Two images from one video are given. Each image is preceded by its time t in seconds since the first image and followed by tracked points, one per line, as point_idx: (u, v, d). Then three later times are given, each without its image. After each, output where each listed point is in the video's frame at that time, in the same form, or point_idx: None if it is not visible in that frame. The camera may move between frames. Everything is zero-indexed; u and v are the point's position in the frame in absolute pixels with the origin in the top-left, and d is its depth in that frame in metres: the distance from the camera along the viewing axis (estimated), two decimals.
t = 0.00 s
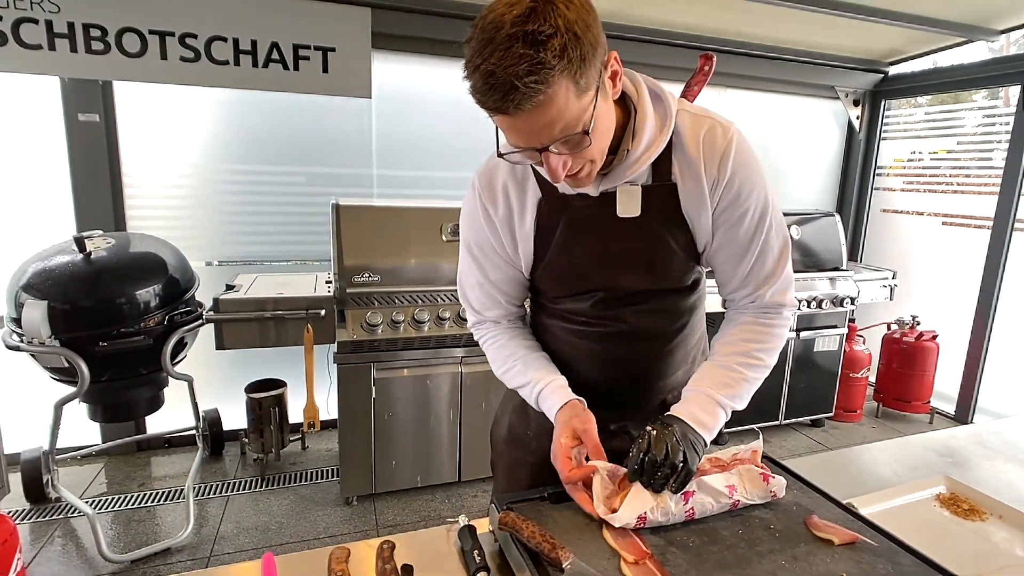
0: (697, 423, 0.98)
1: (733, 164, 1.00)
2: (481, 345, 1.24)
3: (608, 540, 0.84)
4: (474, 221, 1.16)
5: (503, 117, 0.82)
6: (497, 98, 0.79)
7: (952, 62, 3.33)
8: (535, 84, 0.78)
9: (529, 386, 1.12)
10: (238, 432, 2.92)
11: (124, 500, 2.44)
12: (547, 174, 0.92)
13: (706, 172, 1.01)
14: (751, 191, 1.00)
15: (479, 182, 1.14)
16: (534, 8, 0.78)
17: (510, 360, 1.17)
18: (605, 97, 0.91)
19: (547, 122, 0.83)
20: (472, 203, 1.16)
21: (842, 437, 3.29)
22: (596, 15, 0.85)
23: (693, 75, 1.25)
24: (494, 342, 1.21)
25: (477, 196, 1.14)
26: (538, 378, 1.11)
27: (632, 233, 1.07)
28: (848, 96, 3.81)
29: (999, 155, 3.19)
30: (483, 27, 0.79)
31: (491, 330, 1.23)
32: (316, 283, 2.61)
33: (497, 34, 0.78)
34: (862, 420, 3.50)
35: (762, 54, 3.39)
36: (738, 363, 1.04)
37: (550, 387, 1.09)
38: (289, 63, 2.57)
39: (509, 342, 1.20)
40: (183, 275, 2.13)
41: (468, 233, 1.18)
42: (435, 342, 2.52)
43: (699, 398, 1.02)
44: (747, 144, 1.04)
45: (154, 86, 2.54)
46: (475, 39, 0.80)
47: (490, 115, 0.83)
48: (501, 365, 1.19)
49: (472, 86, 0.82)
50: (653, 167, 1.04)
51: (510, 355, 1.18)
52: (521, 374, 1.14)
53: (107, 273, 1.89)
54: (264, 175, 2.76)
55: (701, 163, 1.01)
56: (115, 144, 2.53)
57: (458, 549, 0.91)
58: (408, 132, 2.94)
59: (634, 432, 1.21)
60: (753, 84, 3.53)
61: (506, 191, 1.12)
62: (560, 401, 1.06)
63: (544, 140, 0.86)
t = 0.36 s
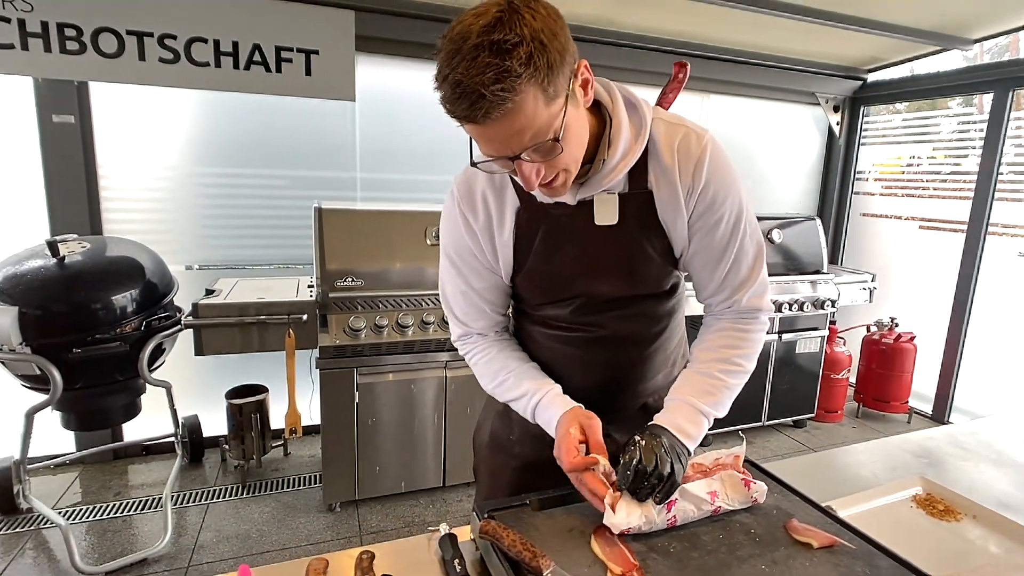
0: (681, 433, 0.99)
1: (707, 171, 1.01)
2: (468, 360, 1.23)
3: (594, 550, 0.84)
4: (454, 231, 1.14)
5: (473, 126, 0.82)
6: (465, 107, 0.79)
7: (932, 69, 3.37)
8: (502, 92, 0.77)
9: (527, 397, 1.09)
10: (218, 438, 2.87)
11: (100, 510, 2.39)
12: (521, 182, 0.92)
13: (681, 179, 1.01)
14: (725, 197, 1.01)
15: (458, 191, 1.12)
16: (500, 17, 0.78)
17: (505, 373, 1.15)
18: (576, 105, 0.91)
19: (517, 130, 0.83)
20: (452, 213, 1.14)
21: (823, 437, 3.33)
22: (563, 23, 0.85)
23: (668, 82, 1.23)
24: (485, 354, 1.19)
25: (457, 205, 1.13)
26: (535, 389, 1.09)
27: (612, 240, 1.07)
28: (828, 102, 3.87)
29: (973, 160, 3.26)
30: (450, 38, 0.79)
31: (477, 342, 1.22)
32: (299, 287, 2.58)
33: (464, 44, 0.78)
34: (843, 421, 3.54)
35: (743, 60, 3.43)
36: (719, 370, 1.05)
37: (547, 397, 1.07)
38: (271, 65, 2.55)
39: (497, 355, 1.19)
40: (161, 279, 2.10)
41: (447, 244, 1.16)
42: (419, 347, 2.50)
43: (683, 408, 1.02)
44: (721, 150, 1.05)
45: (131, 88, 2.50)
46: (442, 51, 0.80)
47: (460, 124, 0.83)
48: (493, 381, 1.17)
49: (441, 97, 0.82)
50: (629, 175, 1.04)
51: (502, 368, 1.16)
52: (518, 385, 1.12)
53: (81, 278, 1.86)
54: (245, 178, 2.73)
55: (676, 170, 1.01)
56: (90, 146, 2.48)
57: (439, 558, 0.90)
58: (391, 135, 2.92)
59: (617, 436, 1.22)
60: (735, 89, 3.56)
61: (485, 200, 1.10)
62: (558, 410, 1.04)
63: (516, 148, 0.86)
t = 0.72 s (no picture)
0: (670, 429, 0.98)
1: (690, 176, 1.02)
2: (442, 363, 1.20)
3: (576, 555, 0.83)
4: (436, 234, 1.13)
5: (466, 123, 0.81)
6: (459, 103, 0.78)
7: (901, 77, 3.46)
8: (497, 90, 0.77)
9: (492, 404, 1.08)
10: (196, 447, 2.82)
11: (72, 523, 2.33)
12: (509, 183, 0.92)
13: (664, 184, 1.02)
14: (706, 202, 1.02)
15: (441, 195, 1.12)
16: (495, 15, 0.78)
17: (472, 378, 1.14)
18: (565, 107, 0.92)
19: (510, 129, 0.82)
20: (435, 216, 1.14)
21: (803, 438, 3.37)
22: (555, 24, 0.86)
23: (649, 88, 1.25)
24: (455, 359, 1.18)
25: (439, 209, 1.12)
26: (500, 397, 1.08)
27: (593, 244, 1.07)
28: (805, 108, 3.94)
29: (945, 165, 3.34)
30: (443, 33, 0.78)
31: (451, 346, 1.19)
32: (278, 292, 2.55)
33: (459, 40, 0.77)
34: (822, 422, 3.59)
35: (723, 66, 3.47)
36: (704, 367, 1.05)
37: (514, 404, 1.06)
38: (250, 68, 2.53)
39: (472, 360, 1.16)
40: (136, 285, 2.06)
41: (428, 246, 1.15)
42: (401, 352, 2.49)
43: (672, 405, 1.02)
44: (703, 155, 1.06)
45: (104, 90, 2.45)
46: (434, 46, 0.79)
47: (452, 120, 0.82)
48: (463, 384, 1.15)
49: (432, 93, 0.81)
50: (613, 180, 1.05)
51: (471, 372, 1.15)
52: (482, 390, 1.10)
53: (52, 284, 1.81)
54: (223, 183, 2.69)
55: (659, 175, 1.02)
56: (62, 149, 2.43)
57: (420, 566, 0.89)
58: (372, 139, 2.90)
59: (599, 441, 1.21)
60: (714, 95, 3.61)
61: (468, 204, 1.10)
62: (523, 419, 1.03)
63: (507, 147, 0.86)
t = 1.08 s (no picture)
0: (658, 424, 0.96)
1: (682, 177, 1.04)
2: (431, 364, 1.16)
3: (564, 558, 0.83)
4: (430, 229, 1.12)
5: (476, 108, 0.81)
6: (471, 86, 0.78)
7: (883, 81, 3.52)
8: (511, 74, 0.77)
9: (479, 404, 1.06)
10: (181, 453, 2.79)
11: (53, 532, 2.28)
12: (514, 175, 0.91)
13: (658, 183, 1.03)
14: (699, 204, 1.04)
15: (436, 189, 1.11)
16: (510, 4, 0.80)
17: (460, 377, 1.10)
18: (570, 102, 0.93)
19: (520, 116, 0.82)
20: (429, 211, 1.13)
21: (789, 438, 3.40)
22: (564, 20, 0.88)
23: (644, 91, 1.24)
24: (444, 358, 1.14)
25: (434, 203, 1.11)
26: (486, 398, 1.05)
27: (587, 241, 1.07)
28: (789, 112, 3.99)
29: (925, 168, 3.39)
30: (457, 20, 0.80)
31: (443, 346, 1.16)
32: (265, 296, 2.52)
33: (473, 26, 0.78)
34: (808, 422, 3.63)
35: (708, 69, 3.50)
36: (695, 365, 1.04)
37: (500, 408, 1.03)
38: (236, 70, 2.51)
39: (462, 359, 1.13)
40: (118, 289, 2.04)
41: (421, 242, 1.14)
42: (389, 356, 2.47)
43: (660, 399, 1.00)
44: (695, 159, 1.08)
45: (86, 91, 2.42)
46: (447, 31, 0.81)
47: (462, 106, 0.82)
48: (451, 383, 1.11)
49: (443, 77, 0.81)
50: (608, 179, 1.05)
51: (459, 371, 1.11)
52: (470, 391, 1.08)
53: (32, 288, 1.78)
54: (208, 185, 2.67)
55: (653, 175, 1.04)
56: (43, 151, 2.39)
57: (408, 570, 0.88)
58: (359, 142, 2.89)
59: (589, 441, 1.21)
60: (700, 98, 3.65)
61: (464, 197, 1.09)
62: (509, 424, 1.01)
63: (514, 136, 0.86)
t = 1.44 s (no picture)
0: (668, 443, 0.93)
1: (676, 176, 1.04)
2: (428, 365, 1.16)
3: (564, 560, 0.83)
4: (426, 227, 1.11)
5: (488, 102, 0.81)
6: (486, 78, 0.78)
7: (876, 83, 3.55)
8: (526, 69, 0.78)
9: (479, 406, 1.05)
10: (175, 457, 2.77)
11: (45, 536, 2.27)
12: (518, 172, 0.91)
13: (653, 183, 1.04)
14: (693, 203, 1.05)
15: (432, 188, 1.10)
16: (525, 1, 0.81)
17: (459, 380, 1.10)
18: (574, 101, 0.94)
19: (531, 112, 0.83)
20: (425, 210, 1.12)
21: (784, 439, 3.41)
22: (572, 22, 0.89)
23: (638, 93, 1.23)
24: (442, 360, 1.13)
25: (429, 202, 1.11)
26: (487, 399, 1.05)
27: (583, 240, 1.07)
28: (782, 114, 4.01)
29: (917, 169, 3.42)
30: (472, 13, 0.80)
31: (439, 346, 1.15)
32: (260, 298, 2.52)
33: (489, 20, 0.79)
34: (802, 422, 3.64)
35: (703, 72, 3.52)
36: (699, 379, 1.02)
37: (501, 410, 1.03)
38: (230, 72, 2.51)
39: (460, 360, 1.12)
40: (112, 292, 2.03)
41: (417, 243, 1.13)
42: (385, 357, 2.47)
43: (666, 418, 0.97)
44: (689, 159, 1.09)
45: (79, 93, 2.41)
46: (461, 25, 0.81)
47: (473, 99, 0.82)
48: (450, 385, 1.11)
49: (454, 70, 0.81)
50: (604, 178, 1.05)
51: (458, 373, 1.10)
52: (471, 393, 1.07)
53: (25, 291, 1.77)
54: (203, 188, 2.66)
55: (648, 175, 1.04)
56: (35, 153, 2.38)
57: (404, 571, 0.88)
58: (355, 144, 2.89)
59: (584, 441, 1.22)
60: (694, 100, 3.66)
61: (459, 196, 1.09)
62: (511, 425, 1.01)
63: (523, 132, 0.86)
